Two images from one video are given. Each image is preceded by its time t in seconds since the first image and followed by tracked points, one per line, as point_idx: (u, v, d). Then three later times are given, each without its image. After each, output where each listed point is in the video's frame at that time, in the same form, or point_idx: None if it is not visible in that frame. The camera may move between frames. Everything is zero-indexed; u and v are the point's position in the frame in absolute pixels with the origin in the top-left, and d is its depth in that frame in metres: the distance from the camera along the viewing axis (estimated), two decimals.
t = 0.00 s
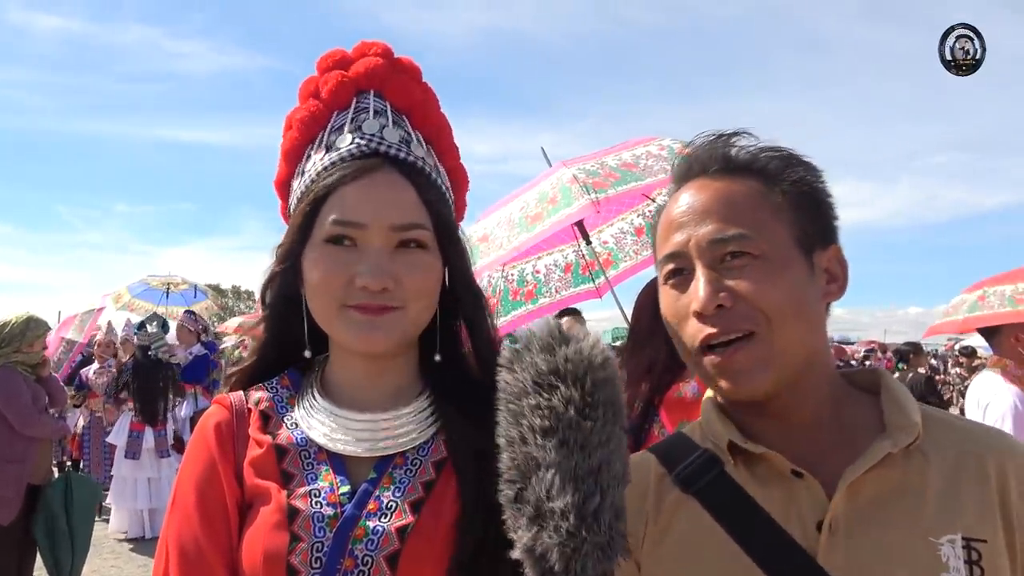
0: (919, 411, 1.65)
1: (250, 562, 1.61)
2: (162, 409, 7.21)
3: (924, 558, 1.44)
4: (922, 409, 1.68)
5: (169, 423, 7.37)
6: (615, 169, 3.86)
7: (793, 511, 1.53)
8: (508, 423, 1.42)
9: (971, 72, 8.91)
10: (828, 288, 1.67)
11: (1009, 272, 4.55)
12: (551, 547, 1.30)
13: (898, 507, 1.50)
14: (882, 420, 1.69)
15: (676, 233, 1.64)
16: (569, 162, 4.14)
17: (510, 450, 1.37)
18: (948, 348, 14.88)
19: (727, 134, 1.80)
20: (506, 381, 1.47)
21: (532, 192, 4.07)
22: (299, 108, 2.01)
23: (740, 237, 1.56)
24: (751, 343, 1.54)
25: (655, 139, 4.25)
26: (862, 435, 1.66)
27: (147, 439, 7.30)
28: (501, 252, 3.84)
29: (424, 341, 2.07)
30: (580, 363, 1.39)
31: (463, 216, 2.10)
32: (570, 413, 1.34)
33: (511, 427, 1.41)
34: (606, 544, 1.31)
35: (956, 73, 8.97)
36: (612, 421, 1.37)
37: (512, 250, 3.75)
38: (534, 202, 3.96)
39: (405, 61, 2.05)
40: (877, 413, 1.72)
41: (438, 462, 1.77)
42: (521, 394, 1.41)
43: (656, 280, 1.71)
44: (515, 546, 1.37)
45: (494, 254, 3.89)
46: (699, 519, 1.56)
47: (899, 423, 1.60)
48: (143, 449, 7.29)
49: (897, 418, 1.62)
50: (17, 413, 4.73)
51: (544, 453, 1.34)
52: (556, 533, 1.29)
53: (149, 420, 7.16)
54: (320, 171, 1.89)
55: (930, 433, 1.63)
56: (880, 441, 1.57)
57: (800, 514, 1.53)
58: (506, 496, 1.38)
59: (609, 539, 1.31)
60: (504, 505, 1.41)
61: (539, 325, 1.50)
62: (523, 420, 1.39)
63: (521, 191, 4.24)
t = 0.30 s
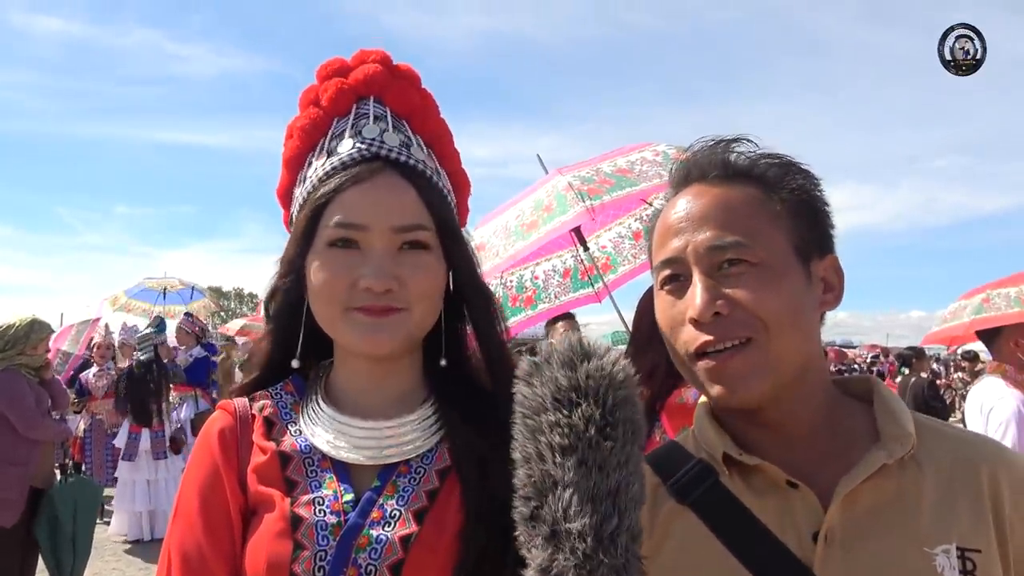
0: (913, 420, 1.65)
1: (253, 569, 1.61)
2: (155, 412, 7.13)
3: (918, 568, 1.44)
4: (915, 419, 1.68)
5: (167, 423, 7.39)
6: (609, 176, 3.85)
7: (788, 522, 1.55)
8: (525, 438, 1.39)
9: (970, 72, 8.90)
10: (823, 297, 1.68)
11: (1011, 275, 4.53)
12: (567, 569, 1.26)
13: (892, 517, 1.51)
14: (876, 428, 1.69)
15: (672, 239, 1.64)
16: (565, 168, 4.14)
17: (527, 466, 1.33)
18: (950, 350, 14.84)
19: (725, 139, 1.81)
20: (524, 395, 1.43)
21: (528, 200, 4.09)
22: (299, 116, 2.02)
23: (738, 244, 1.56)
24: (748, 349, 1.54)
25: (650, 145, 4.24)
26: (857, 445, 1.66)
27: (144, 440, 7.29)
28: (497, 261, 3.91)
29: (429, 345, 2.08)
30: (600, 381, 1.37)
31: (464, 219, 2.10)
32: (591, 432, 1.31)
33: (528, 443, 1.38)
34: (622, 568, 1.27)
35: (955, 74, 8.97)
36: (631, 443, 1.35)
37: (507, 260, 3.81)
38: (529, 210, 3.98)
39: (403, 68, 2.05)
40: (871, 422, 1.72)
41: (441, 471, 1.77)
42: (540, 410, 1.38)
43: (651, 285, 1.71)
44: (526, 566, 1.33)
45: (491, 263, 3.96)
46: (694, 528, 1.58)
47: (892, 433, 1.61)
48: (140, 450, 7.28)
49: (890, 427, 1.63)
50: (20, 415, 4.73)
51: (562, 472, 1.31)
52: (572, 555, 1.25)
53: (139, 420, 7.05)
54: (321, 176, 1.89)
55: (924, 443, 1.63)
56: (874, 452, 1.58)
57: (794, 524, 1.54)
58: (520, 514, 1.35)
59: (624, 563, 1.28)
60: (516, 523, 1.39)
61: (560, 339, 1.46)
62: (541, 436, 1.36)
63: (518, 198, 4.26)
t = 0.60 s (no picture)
0: (914, 420, 1.64)
1: (261, 572, 1.60)
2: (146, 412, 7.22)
3: (920, 570, 1.43)
4: (915, 419, 1.67)
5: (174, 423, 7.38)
6: (615, 178, 3.87)
7: (790, 522, 1.54)
8: (531, 442, 1.38)
9: (970, 72, 8.89)
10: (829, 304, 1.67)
11: (1010, 277, 4.52)
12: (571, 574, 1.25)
13: (895, 518, 1.50)
14: (877, 430, 1.68)
15: (681, 243, 1.62)
16: (569, 172, 4.14)
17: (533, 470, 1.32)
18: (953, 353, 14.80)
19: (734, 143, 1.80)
20: (529, 397, 1.42)
21: (533, 202, 4.08)
22: (305, 119, 2.01)
23: (749, 250, 1.55)
24: (757, 356, 1.53)
25: (655, 149, 4.23)
26: (858, 446, 1.65)
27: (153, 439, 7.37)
28: (501, 262, 3.86)
29: (433, 349, 2.07)
30: (607, 384, 1.35)
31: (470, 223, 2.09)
32: (597, 435, 1.30)
33: (534, 446, 1.37)
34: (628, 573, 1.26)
35: (954, 74, 8.96)
36: (636, 446, 1.34)
37: (512, 260, 3.76)
38: (534, 212, 3.98)
39: (409, 72, 2.04)
40: (872, 423, 1.70)
41: (449, 473, 1.76)
42: (546, 412, 1.37)
43: (658, 289, 1.69)
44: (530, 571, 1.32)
45: (496, 264, 3.91)
46: (695, 529, 1.57)
47: (895, 434, 1.59)
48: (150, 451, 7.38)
49: (892, 428, 1.62)
50: (23, 415, 4.74)
51: (568, 475, 1.30)
52: (578, 559, 1.24)
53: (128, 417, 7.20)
54: (328, 180, 1.89)
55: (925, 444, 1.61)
56: (877, 453, 1.57)
57: (797, 526, 1.53)
58: (525, 518, 1.34)
59: (630, 568, 1.26)
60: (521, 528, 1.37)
61: (566, 342, 1.45)
62: (547, 439, 1.35)
63: (521, 202, 4.26)
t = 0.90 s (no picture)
0: (913, 420, 1.64)
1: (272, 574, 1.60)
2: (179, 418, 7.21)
3: (920, 569, 1.43)
4: (913, 418, 1.67)
5: (195, 429, 7.35)
6: (619, 179, 3.87)
7: (790, 522, 1.54)
8: (530, 448, 1.38)
9: (969, 73, 8.90)
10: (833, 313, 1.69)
11: (1007, 282, 4.54)
12: None
13: (895, 517, 1.50)
14: (876, 429, 1.67)
15: (717, 242, 1.58)
16: (573, 174, 4.15)
17: (532, 476, 1.32)
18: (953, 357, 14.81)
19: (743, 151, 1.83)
20: (527, 403, 1.42)
21: (536, 204, 4.09)
22: (319, 125, 2.02)
23: (789, 250, 1.55)
24: (799, 357, 1.51)
25: (660, 150, 4.23)
26: (858, 445, 1.65)
27: (173, 444, 7.39)
28: (503, 264, 3.89)
29: (442, 355, 2.07)
30: (603, 390, 1.35)
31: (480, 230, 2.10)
32: (594, 441, 1.30)
33: (533, 453, 1.37)
34: None
35: (954, 74, 8.97)
36: (634, 452, 1.33)
37: (513, 263, 3.80)
38: (537, 214, 3.98)
39: (422, 79, 2.05)
40: (872, 424, 1.70)
41: (458, 477, 1.77)
42: (543, 419, 1.37)
43: (682, 290, 1.62)
44: None
45: (499, 265, 3.93)
46: (695, 531, 1.57)
47: (893, 433, 1.59)
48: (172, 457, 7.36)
49: (890, 428, 1.61)
50: (27, 418, 4.74)
51: (566, 482, 1.29)
52: (576, 565, 1.23)
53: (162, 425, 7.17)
54: (342, 185, 1.89)
55: (924, 443, 1.61)
56: (877, 453, 1.56)
57: (798, 526, 1.53)
58: (525, 524, 1.33)
59: None
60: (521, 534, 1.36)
61: (565, 348, 1.45)
62: (544, 446, 1.35)
63: (524, 204, 4.26)
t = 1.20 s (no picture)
0: (911, 424, 1.64)
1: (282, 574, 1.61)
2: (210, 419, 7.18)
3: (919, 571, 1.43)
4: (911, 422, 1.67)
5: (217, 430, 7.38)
6: (627, 181, 3.89)
7: (791, 525, 1.55)
8: (532, 456, 1.38)
9: (969, 72, 8.91)
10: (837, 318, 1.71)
11: (1011, 284, 4.53)
12: None
13: (894, 520, 1.50)
14: (875, 433, 1.68)
15: (739, 243, 1.57)
16: (581, 173, 4.16)
17: (534, 483, 1.32)
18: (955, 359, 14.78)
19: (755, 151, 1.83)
20: (530, 411, 1.43)
21: (543, 204, 4.10)
22: (330, 130, 2.03)
23: (811, 255, 1.55)
24: (819, 362, 1.51)
25: (669, 150, 4.23)
26: (857, 449, 1.65)
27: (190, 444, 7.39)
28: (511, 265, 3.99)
29: (450, 359, 2.09)
30: (606, 398, 1.36)
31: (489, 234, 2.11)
32: (597, 450, 1.30)
33: (535, 460, 1.37)
34: None
35: (954, 74, 8.99)
36: (635, 461, 1.34)
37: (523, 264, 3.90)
38: (545, 215, 4.01)
39: (432, 86, 2.06)
40: (869, 429, 1.70)
41: (467, 479, 1.77)
42: (545, 427, 1.37)
43: (701, 289, 1.60)
44: None
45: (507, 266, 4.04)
46: (698, 536, 1.57)
47: (891, 437, 1.60)
48: (185, 457, 7.33)
49: (888, 432, 1.62)
50: (30, 423, 4.75)
51: (568, 490, 1.29)
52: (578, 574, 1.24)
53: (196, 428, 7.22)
54: (353, 189, 1.90)
55: (921, 448, 1.61)
56: (876, 456, 1.57)
57: (800, 529, 1.53)
58: (527, 530, 1.34)
59: None
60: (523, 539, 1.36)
61: (567, 355, 1.46)
62: (546, 454, 1.35)
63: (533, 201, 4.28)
